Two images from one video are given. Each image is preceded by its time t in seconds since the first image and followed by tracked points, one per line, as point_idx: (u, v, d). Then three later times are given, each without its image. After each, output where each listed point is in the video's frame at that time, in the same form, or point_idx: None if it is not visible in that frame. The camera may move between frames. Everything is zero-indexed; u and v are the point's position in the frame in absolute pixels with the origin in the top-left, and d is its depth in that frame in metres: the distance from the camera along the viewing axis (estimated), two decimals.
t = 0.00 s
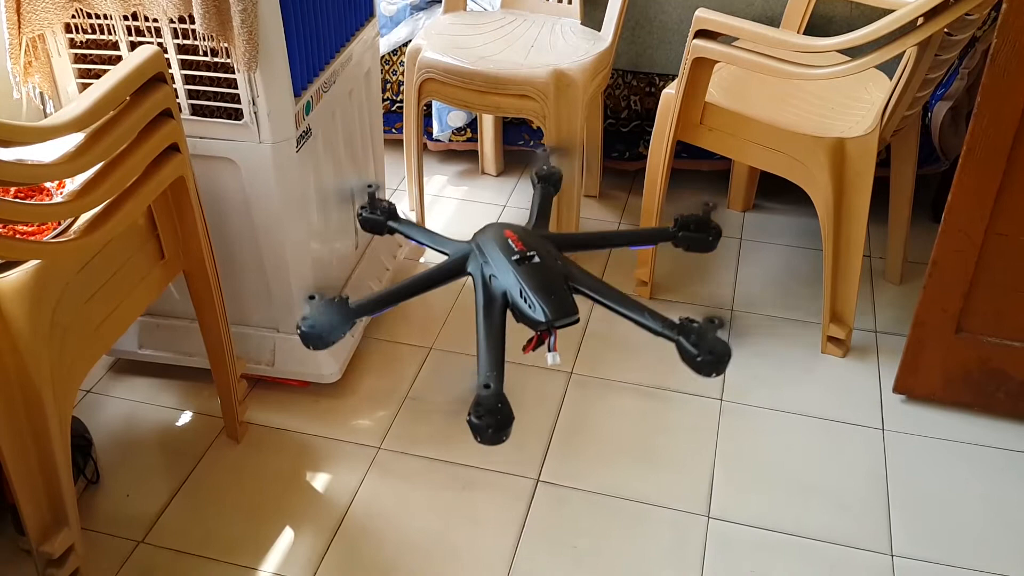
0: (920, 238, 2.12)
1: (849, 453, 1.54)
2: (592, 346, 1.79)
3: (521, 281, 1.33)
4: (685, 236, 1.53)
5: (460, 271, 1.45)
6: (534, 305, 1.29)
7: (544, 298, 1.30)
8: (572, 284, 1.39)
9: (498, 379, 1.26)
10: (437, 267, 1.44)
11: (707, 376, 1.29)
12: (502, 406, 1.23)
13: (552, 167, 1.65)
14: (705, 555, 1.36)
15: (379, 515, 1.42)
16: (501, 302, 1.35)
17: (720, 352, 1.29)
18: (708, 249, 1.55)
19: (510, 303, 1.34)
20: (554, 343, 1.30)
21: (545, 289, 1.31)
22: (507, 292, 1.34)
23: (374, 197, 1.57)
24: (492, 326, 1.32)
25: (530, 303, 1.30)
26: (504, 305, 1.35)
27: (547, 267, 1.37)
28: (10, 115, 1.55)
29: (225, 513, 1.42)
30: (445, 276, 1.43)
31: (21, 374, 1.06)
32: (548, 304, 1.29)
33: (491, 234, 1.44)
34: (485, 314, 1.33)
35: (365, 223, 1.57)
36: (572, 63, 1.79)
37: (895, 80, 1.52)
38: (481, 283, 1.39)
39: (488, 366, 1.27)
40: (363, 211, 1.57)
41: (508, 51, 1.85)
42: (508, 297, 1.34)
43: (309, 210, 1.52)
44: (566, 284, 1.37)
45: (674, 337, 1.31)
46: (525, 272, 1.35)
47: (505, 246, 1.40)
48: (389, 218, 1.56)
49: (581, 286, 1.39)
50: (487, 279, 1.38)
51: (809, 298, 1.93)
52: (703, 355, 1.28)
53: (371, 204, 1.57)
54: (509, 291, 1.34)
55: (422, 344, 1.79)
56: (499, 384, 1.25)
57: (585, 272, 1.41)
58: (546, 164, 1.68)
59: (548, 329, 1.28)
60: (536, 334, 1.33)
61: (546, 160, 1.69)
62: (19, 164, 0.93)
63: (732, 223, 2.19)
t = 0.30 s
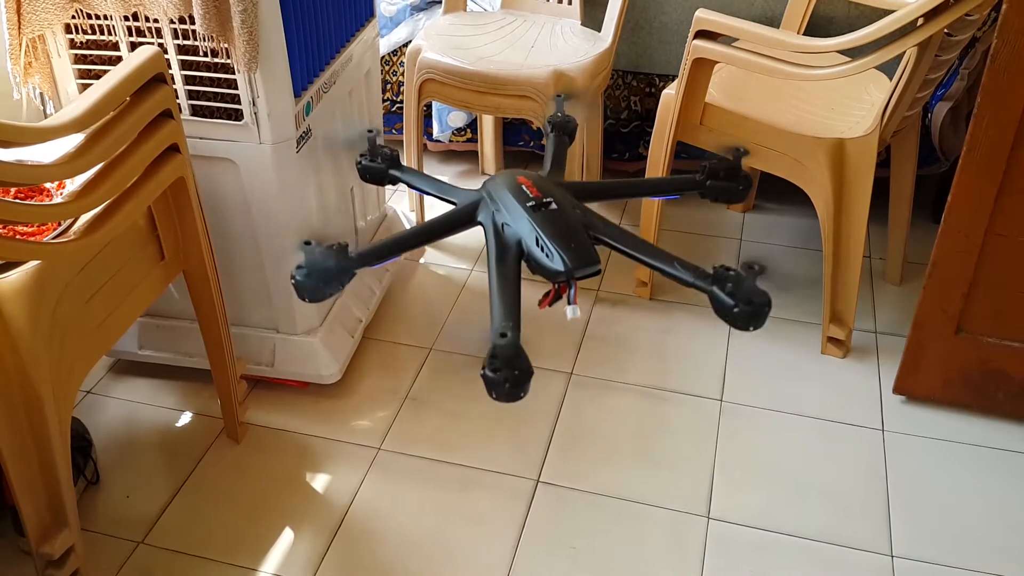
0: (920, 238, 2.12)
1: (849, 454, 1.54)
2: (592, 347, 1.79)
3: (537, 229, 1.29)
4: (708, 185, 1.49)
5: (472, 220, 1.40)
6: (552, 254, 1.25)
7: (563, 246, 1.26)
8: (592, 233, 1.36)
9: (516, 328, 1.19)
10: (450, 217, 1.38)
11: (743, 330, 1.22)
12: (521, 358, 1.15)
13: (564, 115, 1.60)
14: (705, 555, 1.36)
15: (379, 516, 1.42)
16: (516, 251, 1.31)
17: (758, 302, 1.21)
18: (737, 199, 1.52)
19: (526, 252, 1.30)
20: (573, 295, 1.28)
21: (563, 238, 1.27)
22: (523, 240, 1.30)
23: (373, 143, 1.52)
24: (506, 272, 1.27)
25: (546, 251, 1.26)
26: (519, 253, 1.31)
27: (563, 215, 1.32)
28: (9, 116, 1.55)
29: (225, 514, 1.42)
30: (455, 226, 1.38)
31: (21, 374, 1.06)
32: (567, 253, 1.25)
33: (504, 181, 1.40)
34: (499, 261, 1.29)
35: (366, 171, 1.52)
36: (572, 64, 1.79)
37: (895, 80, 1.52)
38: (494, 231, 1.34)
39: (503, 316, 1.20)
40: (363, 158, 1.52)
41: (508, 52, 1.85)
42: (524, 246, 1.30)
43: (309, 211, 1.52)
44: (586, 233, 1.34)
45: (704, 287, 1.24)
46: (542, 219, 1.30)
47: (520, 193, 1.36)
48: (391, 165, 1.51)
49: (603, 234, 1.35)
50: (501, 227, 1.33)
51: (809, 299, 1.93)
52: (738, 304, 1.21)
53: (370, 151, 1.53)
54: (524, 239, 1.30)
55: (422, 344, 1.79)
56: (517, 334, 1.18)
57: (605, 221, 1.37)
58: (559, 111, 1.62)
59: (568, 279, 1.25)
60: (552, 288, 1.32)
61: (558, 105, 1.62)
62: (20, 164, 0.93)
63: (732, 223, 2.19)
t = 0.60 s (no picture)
0: (918, 241, 2.12)
1: (848, 458, 1.54)
2: (591, 350, 1.79)
3: (537, 217, 1.22)
4: (717, 172, 1.42)
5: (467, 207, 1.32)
6: (553, 243, 1.18)
7: (565, 236, 1.19)
8: (596, 223, 1.28)
9: (518, 320, 1.12)
10: (445, 206, 1.31)
11: (757, 325, 1.14)
12: (523, 352, 1.09)
13: (564, 102, 1.54)
14: (705, 559, 1.36)
15: (377, 520, 1.42)
16: (515, 240, 1.23)
17: (773, 295, 1.14)
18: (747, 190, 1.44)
19: (525, 241, 1.23)
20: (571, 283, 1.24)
21: (565, 227, 1.20)
22: (523, 229, 1.23)
23: (365, 127, 1.45)
24: (505, 262, 1.20)
25: (548, 240, 1.20)
26: (518, 243, 1.24)
27: (565, 203, 1.25)
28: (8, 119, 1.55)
29: (224, 518, 1.42)
30: (451, 215, 1.30)
31: (20, 379, 1.06)
32: (570, 243, 1.18)
33: (503, 168, 1.33)
34: (497, 251, 1.22)
35: (357, 158, 1.45)
36: (570, 68, 1.79)
37: (893, 84, 1.52)
38: (492, 220, 1.27)
39: (504, 309, 1.13)
40: (352, 145, 1.45)
41: (507, 56, 1.85)
42: (524, 235, 1.23)
43: (308, 214, 1.52)
44: (588, 223, 1.26)
45: (717, 279, 1.17)
46: (544, 208, 1.23)
47: (519, 180, 1.29)
48: (383, 153, 1.45)
49: (606, 224, 1.28)
50: (499, 215, 1.26)
51: (808, 302, 1.93)
52: (754, 298, 1.14)
53: (362, 137, 1.46)
54: (524, 227, 1.23)
55: (421, 348, 1.79)
56: (518, 326, 1.12)
57: (609, 211, 1.30)
58: (560, 97, 1.56)
59: (570, 270, 1.18)
60: (553, 281, 1.30)
61: (559, 92, 1.56)
62: (18, 168, 0.94)
63: (730, 227, 2.19)
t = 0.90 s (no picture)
0: (918, 241, 2.12)
1: (848, 458, 1.54)
2: (591, 350, 1.79)
3: (544, 239, 1.26)
4: (719, 198, 1.45)
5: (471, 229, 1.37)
6: (559, 267, 1.22)
7: (571, 259, 1.22)
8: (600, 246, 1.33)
9: (529, 346, 1.14)
10: (449, 227, 1.35)
11: (765, 350, 1.17)
12: (534, 377, 1.10)
13: (566, 119, 1.54)
14: (705, 559, 1.36)
15: (377, 520, 1.42)
16: (521, 262, 1.27)
17: (779, 322, 1.17)
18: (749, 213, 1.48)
19: (530, 262, 1.27)
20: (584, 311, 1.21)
21: (571, 250, 1.23)
22: (530, 251, 1.27)
23: (368, 146, 1.50)
24: (512, 283, 1.23)
25: (554, 263, 1.23)
26: (526, 266, 1.27)
27: (569, 225, 1.29)
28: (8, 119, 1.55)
29: (224, 518, 1.42)
30: (455, 236, 1.35)
31: (20, 379, 1.06)
32: (576, 267, 1.21)
33: (508, 189, 1.37)
34: (504, 273, 1.25)
35: (359, 176, 1.51)
36: (570, 67, 1.79)
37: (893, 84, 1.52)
38: (499, 242, 1.32)
39: (511, 332, 1.16)
40: (356, 162, 1.51)
41: (507, 56, 1.85)
42: (530, 258, 1.26)
43: (308, 215, 1.52)
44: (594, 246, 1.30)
45: (723, 305, 1.20)
46: (550, 231, 1.27)
47: (524, 202, 1.34)
48: (385, 171, 1.50)
49: (610, 247, 1.32)
50: (506, 238, 1.31)
51: (808, 302, 1.93)
52: (761, 326, 1.16)
53: (365, 155, 1.52)
54: (531, 250, 1.26)
55: (421, 348, 1.79)
56: (530, 351, 1.13)
57: (614, 234, 1.34)
58: (560, 115, 1.55)
59: (578, 294, 1.20)
60: (558, 303, 1.24)
61: (560, 109, 1.55)
62: (18, 168, 0.94)
63: (730, 227, 2.19)
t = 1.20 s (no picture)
0: (918, 241, 2.12)
1: (848, 458, 1.54)
2: (591, 350, 1.79)
3: (568, 261, 1.35)
4: (735, 212, 1.55)
5: (495, 250, 1.47)
6: (585, 288, 1.31)
7: (595, 280, 1.32)
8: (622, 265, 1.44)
9: (560, 368, 1.21)
10: (472, 250, 1.44)
11: (784, 362, 1.30)
12: (566, 400, 1.18)
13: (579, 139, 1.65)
14: (705, 558, 1.36)
15: (377, 520, 1.42)
16: (547, 283, 1.36)
17: (798, 335, 1.29)
18: (760, 227, 1.57)
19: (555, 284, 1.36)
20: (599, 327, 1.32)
21: (593, 272, 1.33)
22: (554, 273, 1.36)
23: (388, 173, 1.60)
24: (539, 304, 1.33)
25: (580, 284, 1.32)
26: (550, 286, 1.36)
27: (590, 247, 1.39)
28: (8, 120, 1.55)
29: (224, 518, 1.42)
30: (480, 259, 1.45)
31: (20, 380, 1.06)
32: (600, 288, 1.30)
33: (530, 214, 1.47)
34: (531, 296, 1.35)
35: (384, 202, 1.60)
36: (570, 67, 1.79)
37: (893, 84, 1.52)
38: (523, 264, 1.41)
39: (542, 356, 1.23)
40: (380, 190, 1.60)
41: (507, 56, 1.85)
42: (555, 279, 1.36)
43: (308, 215, 1.52)
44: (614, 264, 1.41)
45: (745, 320, 1.32)
46: (572, 253, 1.37)
47: (547, 225, 1.43)
48: (408, 198, 1.59)
49: (633, 264, 1.44)
50: (529, 260, 1.40)
51: (807, 302, 1.93)
52: (781, 339, 1.29)
53: (387, 182, 1.61)
54: (555, 272, 1.36)
55: (421, 348, 1.79)
56: (563, 374, 1.21)
57: (633, 252, 1.45)
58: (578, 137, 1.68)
59: (602, 313, 1.29)
60: (585, 321, 1.35)
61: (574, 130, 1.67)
62: (18, 168, 0.94)
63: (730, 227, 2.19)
